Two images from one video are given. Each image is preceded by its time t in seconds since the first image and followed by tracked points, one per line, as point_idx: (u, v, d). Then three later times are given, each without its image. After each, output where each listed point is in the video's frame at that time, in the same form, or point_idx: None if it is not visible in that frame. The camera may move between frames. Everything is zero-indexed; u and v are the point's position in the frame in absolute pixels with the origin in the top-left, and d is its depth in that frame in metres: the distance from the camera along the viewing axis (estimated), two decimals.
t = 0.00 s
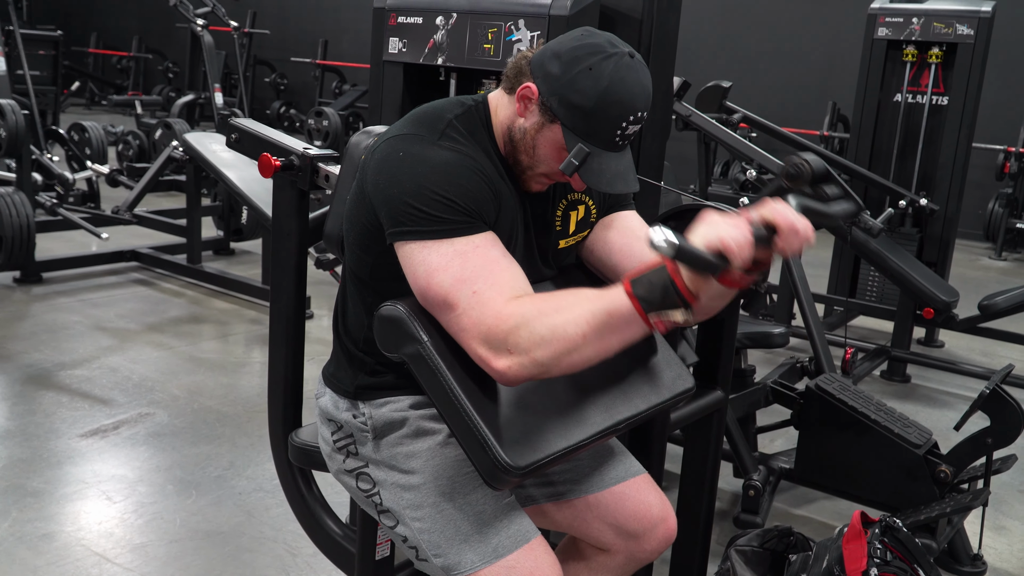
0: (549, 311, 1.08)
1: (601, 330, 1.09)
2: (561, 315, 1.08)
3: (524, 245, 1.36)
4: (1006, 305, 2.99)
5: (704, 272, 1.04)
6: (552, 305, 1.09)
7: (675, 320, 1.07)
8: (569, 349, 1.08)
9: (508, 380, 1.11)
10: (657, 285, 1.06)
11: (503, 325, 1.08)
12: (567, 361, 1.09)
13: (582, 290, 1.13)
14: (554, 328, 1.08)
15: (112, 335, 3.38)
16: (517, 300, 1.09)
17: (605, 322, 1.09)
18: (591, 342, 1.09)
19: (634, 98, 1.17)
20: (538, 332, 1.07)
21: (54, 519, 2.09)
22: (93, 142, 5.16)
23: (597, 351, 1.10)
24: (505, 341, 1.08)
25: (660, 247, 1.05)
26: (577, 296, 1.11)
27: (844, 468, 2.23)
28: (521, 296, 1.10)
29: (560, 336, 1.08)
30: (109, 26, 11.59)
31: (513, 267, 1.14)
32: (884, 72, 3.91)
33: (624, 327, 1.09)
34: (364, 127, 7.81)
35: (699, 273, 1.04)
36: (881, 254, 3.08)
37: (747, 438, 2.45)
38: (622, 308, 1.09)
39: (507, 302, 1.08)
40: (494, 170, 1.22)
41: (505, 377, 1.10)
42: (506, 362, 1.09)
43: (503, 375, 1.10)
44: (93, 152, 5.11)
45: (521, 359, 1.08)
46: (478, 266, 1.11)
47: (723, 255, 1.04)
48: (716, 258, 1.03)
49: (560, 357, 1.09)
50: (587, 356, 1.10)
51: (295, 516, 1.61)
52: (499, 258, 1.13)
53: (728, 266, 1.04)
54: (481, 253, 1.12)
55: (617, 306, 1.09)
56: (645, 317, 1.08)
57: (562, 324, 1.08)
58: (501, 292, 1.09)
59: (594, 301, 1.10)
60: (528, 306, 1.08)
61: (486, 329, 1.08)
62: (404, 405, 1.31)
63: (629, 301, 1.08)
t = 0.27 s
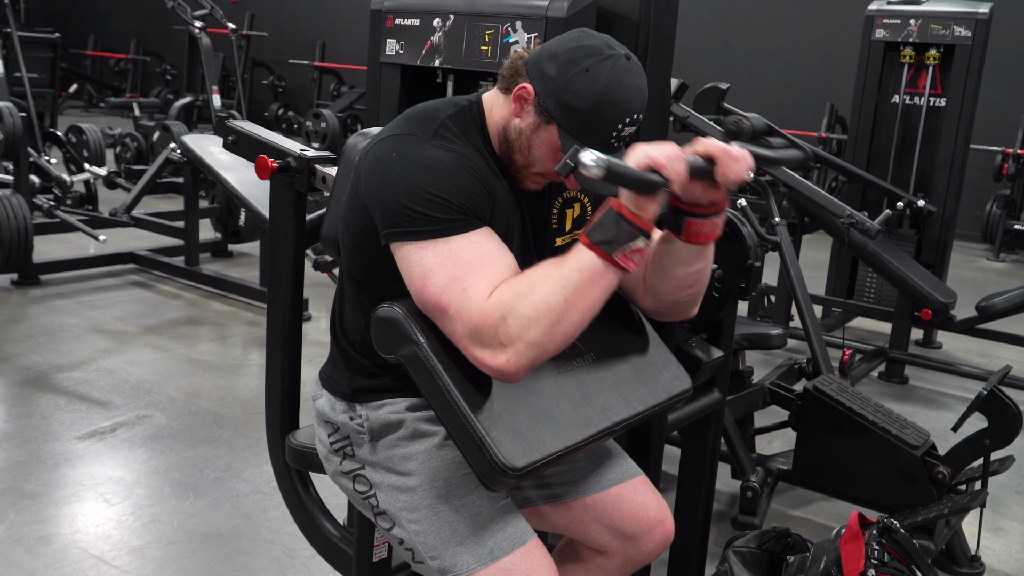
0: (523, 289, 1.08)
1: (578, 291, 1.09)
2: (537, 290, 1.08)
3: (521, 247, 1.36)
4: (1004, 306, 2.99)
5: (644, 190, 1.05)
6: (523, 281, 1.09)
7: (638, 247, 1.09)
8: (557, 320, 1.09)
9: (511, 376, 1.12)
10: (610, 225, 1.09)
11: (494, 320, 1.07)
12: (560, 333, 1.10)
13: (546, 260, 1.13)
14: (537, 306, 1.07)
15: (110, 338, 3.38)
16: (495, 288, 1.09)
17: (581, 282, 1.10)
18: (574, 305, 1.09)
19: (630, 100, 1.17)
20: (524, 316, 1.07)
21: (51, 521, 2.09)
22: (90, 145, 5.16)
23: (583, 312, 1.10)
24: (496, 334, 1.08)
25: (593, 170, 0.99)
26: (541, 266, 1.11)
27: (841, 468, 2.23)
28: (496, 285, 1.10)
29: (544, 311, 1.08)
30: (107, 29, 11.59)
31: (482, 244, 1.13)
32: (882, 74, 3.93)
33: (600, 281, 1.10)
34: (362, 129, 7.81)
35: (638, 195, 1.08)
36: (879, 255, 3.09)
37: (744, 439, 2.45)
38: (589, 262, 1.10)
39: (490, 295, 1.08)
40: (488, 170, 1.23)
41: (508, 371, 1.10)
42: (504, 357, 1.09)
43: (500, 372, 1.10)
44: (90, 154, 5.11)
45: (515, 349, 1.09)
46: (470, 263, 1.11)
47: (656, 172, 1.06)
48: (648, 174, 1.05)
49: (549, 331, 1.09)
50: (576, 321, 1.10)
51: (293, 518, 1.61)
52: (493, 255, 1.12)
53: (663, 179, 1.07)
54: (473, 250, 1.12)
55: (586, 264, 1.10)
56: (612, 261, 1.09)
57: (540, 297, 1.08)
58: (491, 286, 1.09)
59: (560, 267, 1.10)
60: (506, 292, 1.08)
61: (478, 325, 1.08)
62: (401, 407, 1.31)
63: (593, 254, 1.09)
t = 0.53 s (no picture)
0: (514, 283, 1.09)
1: (569, 280, 1.11)
2: (528, 283, 1.09)
3: (517, 248, 1.36)
4: (1002, 307, 2.99)
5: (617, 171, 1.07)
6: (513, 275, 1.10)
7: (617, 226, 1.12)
8: (551, 311, 1.10)
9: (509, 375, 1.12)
10: (589, 211, 1.11)
11: (490, 319, 1.08)
12: (555, 325, 1.11)
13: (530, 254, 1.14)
14: (530, 300, 1.08)
15: (108, 339, 3.38)
16: (487, 285, 1.09)
17: (569, 271, 1.11)
18: (566, 295, 1.11)
19: (625, 101, 1.17)
20: (519, 311, 1.08)
21: (48, 523, 2.08)
22: (89, 146, 5.16)
23: (576, 300, 1.12)
24: (492, 333, 1.08)
25: (561, 151, 0.99)
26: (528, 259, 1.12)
27: (839, 469, 2.23)
28: (488, 281, 1.10)
29: (538, 304, 1.09)
30: (105, 31, 11.60)
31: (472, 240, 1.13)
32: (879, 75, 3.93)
33: (588, 268, 1.12)
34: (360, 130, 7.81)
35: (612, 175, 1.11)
36: (877, 255, 3.09)
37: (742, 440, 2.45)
38: (573, 250, 1.12)
39: (485, 293, 1.08)
40: (483, 170, 1.23)
41: (507, 368, 1.10)
42: (501, 355, 1.09)
43: (497, 370, 1.10)
44: (88, 156, 5.11)
45: (512, 344, 1.09)
46: (466, 263, 1.11)
47: (625, 150, 1.07)
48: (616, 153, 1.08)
49: (544, 323, 1.10)
50: (569, 310, 1.11)
51: (290, 519, 1.60)
52: (489, 255, 1.12)
53: (634, 157, 1.08)
54: (469, 250, 1.12)
55: (572, 252, 1.12)
56: (595, 244, 1.11)
57: (531, 290, 1.09)
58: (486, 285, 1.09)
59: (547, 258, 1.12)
60: (498, 289, 1.09)
61: (473, 324, 1.08)
62: (397, 408, 1.31)
63: (575, 239, 1.11)
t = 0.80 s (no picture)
0: (535, 307, 1.08)
1: (585, 323, 1.10)
2: (545, 311, 1.08)
3: (514, 248, 1.36)
4: (1000, 307, 2.98)
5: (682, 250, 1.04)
6: (537, 301, 1.09)
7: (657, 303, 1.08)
8: (557, 344, 1.09)
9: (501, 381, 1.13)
10: (639, 272, 1.07)
11: (491, 325, 1.07)
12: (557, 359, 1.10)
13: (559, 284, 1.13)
14: (541, 325, 1.08)
15: (105, 339, 3.38)
16: (503, 297, 1.08)
17: (590, 316, 1.10)
18: (579, 334, 1.10)
19: (620, 99, 1.17)
20: (526, 330, 1.07)
21: (46, 523, 2.08)
22: (86, 146, 5.16)
23: (584, 342, 1.11)
24: (492, 341, 1.08)
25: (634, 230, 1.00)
26: (556, 290, 1.11)
27: (836, 468, 2.23)
28: (502, 293, 1.09)
29: (549, 333, 1.08)
30: (103, 30, 11.60)
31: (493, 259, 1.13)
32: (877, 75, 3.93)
33: (611, 319, 1.11)
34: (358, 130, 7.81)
35: (675, 255, 1.05)
36: (875, 255, 3.09)
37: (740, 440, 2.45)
38: (607, 299, 1.10)
39: (496, 303, 1.08)
40: (479, 171, 1.22)
41: (498, 377, 1.09)
42: (494, 363, 1.08)
43: (491, 376, 1.10)
44: (86, 156, 5.10)
45: (510, 358, 1.08)
46: (464, 266, 1.10)
47: (697, 235, 1.03)
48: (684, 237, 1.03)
49: (549, 353, 1.09)
50: (576, 348, 1.10)
51: (287, 520, 1.60)
52: (486, 256, 1.12)
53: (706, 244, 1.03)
54: (467, 252, 1.11)
55: (602, 299, 1.10)
56: (630, 307, 1.09)
57: (549, 319, 1.08)
58: (487, 290, 1.09)
59: (576, 295, 1.10)
60: (512, 303, 1.08)
61: (472, 328, 1.08)
62: (394, 408, 1.31)
63: (612, 291, 1.10)
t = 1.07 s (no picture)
0: (559, 355, 1.08)
1: (593, 399, 1.06)
2: (565, 361, 1.08)
3: (513, 245, 1.36)
4: (999, 305, 2.99)
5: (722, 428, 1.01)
6: (567, 356, 1.08)
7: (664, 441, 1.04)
8: (556, 394, 1.07)
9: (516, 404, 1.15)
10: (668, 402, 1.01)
11: (501, 334, 1.08)
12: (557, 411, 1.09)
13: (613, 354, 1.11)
14: (549, 364, 1.07)
15: (104, 338, 3.38)
16: (525, 323, 1.09)
17: (601, 399, 1.06)
18: (579, 403, 1.07)
19: (620, 97, 1.17)
20: (536, 359, 1.08)
21: (45, 522, 2.08)
22: (85, 146, 5.15)
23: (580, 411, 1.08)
24: (499, 348, 1.08)
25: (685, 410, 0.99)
26: (595, 360, 1.08)
27: (835, 466, 2.23)
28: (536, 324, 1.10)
29: (554, 378, 1.07)
30: (102, 29, 11.59)
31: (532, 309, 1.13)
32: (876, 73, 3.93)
33: (615, 412, 1.05)
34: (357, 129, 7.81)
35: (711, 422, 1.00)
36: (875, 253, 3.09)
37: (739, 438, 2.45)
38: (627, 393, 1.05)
39: (513, 319, 1.09)
40: (481, 170, 1.22)
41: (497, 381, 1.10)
42: (498, 368, 1.09)
43: (493, 379, 1.10)
44: (84, 155, 5.10)
45: (512, 374, 1.09)
46: (470, 269, 1.11)
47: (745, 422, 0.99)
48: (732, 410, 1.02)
49: (547, 396, 1.08)
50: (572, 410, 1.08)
51: (286, 518, 1.60)
52: (491, 262, 1.13)
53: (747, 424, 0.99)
54: (472, 255, 1.12)
55: (621, 389, 1.05)
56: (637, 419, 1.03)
57: (565, 373, 1.07)
58: (495, 298, 1.10)
59: (607, 373, 1.07)
60: (536, 335, 1.08)
61: (482, 334, 1.09)
62: (393, 406, 1.31)
63: (632, 397, 1.04)
